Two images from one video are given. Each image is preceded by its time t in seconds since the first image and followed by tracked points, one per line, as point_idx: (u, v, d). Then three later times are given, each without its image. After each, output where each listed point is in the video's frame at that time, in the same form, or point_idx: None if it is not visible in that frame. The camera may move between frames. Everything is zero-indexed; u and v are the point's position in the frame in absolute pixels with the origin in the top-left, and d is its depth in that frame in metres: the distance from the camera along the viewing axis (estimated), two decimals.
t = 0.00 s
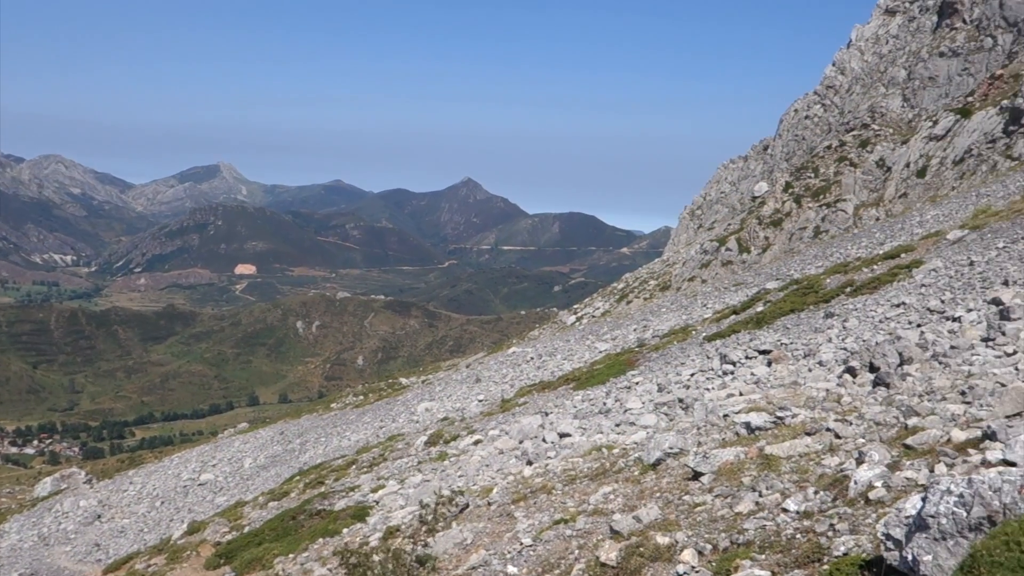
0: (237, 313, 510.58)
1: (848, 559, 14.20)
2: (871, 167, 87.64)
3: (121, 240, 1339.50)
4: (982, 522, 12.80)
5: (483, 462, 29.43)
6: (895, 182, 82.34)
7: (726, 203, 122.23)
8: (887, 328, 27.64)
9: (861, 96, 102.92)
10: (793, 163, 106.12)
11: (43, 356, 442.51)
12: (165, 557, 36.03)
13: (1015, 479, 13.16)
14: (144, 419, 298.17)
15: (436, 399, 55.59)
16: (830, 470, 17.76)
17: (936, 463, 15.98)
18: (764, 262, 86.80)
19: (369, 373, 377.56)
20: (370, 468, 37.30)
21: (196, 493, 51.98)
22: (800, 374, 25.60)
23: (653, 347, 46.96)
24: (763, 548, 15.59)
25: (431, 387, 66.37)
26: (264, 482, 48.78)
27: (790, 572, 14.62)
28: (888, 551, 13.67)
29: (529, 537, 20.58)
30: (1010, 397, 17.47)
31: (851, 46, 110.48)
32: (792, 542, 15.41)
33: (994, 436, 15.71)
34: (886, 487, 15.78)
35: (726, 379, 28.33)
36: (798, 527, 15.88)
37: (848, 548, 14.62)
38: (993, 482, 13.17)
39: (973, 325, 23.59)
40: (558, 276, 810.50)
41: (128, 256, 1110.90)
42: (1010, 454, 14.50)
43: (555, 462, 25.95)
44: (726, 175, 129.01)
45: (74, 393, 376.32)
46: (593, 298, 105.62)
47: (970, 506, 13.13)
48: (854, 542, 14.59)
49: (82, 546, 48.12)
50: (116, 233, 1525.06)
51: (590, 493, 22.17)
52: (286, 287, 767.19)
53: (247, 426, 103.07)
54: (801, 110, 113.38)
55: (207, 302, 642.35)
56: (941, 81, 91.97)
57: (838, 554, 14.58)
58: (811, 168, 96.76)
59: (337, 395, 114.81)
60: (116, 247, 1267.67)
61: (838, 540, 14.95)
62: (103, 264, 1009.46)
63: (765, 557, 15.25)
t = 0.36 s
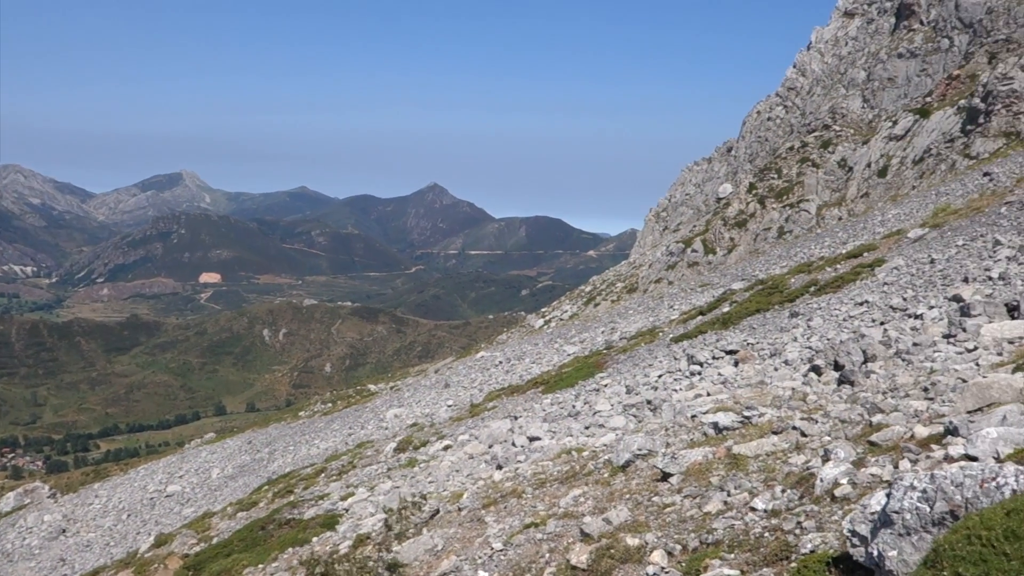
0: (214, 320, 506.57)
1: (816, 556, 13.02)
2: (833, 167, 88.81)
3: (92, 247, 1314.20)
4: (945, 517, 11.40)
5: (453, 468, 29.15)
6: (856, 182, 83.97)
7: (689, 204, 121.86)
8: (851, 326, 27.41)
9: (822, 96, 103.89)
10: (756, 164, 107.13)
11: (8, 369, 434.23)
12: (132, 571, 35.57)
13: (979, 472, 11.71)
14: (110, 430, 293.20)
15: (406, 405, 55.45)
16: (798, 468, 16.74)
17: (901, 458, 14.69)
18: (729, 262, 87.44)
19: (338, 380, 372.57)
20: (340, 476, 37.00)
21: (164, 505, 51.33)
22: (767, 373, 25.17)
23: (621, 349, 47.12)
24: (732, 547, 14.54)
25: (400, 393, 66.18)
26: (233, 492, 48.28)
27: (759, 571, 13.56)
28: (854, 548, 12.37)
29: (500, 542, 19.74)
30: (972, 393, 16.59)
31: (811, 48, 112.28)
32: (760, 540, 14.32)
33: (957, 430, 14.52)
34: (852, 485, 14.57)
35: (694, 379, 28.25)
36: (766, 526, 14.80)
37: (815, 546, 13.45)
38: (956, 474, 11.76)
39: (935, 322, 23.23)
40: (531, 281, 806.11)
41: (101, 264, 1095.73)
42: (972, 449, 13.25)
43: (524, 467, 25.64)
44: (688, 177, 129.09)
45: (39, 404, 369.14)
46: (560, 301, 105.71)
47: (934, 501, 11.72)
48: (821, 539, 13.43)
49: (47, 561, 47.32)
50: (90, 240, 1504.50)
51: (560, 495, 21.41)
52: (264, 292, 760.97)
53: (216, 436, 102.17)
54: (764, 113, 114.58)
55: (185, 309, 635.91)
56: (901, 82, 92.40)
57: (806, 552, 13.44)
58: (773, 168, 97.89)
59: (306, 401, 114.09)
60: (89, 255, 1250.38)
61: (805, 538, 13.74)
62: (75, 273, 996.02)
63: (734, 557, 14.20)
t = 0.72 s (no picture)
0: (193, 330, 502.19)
1: (787, 556, 12.95)
2: (800, 169, 90.74)
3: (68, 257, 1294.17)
4: (914, 514, 11.01)
5: (427, 476, 28.81)
6: (823, 184, 85.46)
7: (661, 209, 122.05)
8: (819, 327, 26.95)
9: (788, 100, 106.29)
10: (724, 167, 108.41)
11: None
12: None
13: (946, 469, 11.26)
14: (80, 446, 286.97)
15: (379, 414, 55.43)
16: (770, 469, 16.57)
17: (870, 458, 14.60)
18: (700, 265, 87.05)
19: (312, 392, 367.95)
20: (315, 487, 36.87)
21: (135, 521, 50.74)
22: (738, 375, 24.68)
23: (593, 354, 47.03)
24: (705, 549, 14.35)
25: (373, 402, 66.08)
26: (206, 506, 47.86)
27: (732, 572, 13.38)
28: (825, 547, 11.98)
29: (475, 549, 19.39)
30: (940, 390, 16.13)
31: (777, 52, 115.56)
32: (733, 541, 14.14)
33: (926, 428, 14.26)
34: (823, 485, 14.47)
35: (665, 383, 27.60)
36: (739, 527, 14.62)
37: (787, 545, 13.37)
38: (923, 470, 11.39)
39: (903, 321, 22.88)
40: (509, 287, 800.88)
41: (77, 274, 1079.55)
42: (939, 447, 13.07)
43: (498, 474, 25.33)
44: (657, 181, 130.53)
45: (7, 421, 360.59)
46: (534, 307, 105.44)
47: (902, 498, 11.36)
48: (793, 539, 13.37)
49: None
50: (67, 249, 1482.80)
51: (535, 501, 21.15)
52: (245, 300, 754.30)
53: (187, 449, 100.96)
54: (731, 116, 117.10)
55: (163, 320, 628.85)
56: (864, 84, 95.76)
57: (778, 552, 13.37)
58: (742, 172, 98.92)
59: (278, 413, 112.97)
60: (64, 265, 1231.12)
61: (777, 539, 13.66)
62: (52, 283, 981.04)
63: (707, 558, 14.02)
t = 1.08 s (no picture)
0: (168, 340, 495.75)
1: (756, 558, 11.67)
2: (764, 175, 92.77)
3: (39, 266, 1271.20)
4: (878, 514, 10.66)
5: (398, 486, 27.14)
6: (787, 188, 86.96)
7: (627, 215, 122.99)
8: (786, 330, 25.24)
9: (751, 106, 110.42)
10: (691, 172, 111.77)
11: None
12: None
13: (909, 468, 10.98)
14: (43, 464, 278.92)
15: (348, 425, 55.09)
16: (738, 472, 14.63)
17: (836, 459, 12.80)
18: (667, 270, 88.99)
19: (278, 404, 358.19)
20: (283, 501, 35.97)
21: (101, 538, 49.93)
22: (707, 380, 22.48)
23: (562, 362, 46.08)
24: (676, 553, 12.77)
25: (343, 413, 65.69)
26: (173, 522, 47.20)
27: None
28: (792, 549, 11.34)
29: (445, 560, 17.47)
30: (903, 390, 13.96)
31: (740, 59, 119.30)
32: (703, 546, 12.64)
33: (890, 428, 12.61)
34: (792, 486, 12.74)
35: (634, 389, 25.74)
36: (709, 531, 13.03)
37: (756, 548, 12.00)
38: (889, 471, 11.02)
39: (866, 324, 21.13)
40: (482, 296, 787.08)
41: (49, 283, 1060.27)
42: (904, 447, 11.74)
43: (469, 483, 23.32)
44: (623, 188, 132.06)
45: None
46: (503, 315, 104.49)
47: (867, 499, 10.98)
48: (761, 541, 12.00)
49: None
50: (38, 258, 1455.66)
51: (506, 510, 19.21)
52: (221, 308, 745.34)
53: (155, 466, 99.27)
54: (696, 123, 120.00)
55: (136, 331, 619.17)
56: (825, 90, 98.88)
57: (748, 555, 11.95)
58: (707, 178, 101.34)
59: (248, 426, 111.39)
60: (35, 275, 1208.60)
61: (746, 540, 12.20)
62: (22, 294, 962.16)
63: (677, 563, 12.50)
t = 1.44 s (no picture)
0: (132, 351, 483.17)
1: (714, 564, 11.55)
2: (720, 183, 94.57)
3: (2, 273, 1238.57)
4: (833, 517, 10.81)
5: (359, 499, 26.17)
6: (743, 196, 88.93)
7: (585, 224, 127.52)
8: (743, 336, 25.05)
9: (706, 115, 112.93)
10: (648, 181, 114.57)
11: None
12: None
13: (862, 471, 11.16)
14: None
15: (308, 438, 54.36)
16: (697, 479, 14.40)
17: (791, 463, 12.70)
18: (626, 278, 90.38)
19: (233, 417, 340.87)
20: (241, 516, 34.88)
21: (54, 559, 48.91)
22: (666, 387, 22.11)
23: (523, 372, 45.20)
24: (637, 560, 12.52)
25: (302, 427, 64.83)
26: (128, 541, 46.19)
27: None
28: (751, 553, 11.41)
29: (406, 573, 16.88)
30: (855, 394, 14.05)
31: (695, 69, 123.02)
32: (663, 552, 12.42)
33: (845, 431, 12.84)
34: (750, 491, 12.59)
35: (595, 397, 25.25)
36: (668, 538, 12.86)
37: (716, 553, 11.86)
38: (843, 475, 11.17)
39: (820, 329, 21.13)
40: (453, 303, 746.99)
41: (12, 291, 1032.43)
42: (858, 450, 11.97)
43: (431, 494, 22.53)
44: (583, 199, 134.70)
45: None
46: (464, 325, 103.85)
47: (821, 503, 11.10)
48: (720, 546, 11.88)
49: None
50: None
51: (467, 521, 18.55)
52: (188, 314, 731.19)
53: (107, 484, 96.11)
54: (652, 132, 123.79)
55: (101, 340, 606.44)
56: (779, 98, 101.88)
57: (706, 561, 11.84)
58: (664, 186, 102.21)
59: (206, 441, 108.46)
60: None
61: (705, 546, 12.08)
62: None
63: (637, 571, 12.24)
